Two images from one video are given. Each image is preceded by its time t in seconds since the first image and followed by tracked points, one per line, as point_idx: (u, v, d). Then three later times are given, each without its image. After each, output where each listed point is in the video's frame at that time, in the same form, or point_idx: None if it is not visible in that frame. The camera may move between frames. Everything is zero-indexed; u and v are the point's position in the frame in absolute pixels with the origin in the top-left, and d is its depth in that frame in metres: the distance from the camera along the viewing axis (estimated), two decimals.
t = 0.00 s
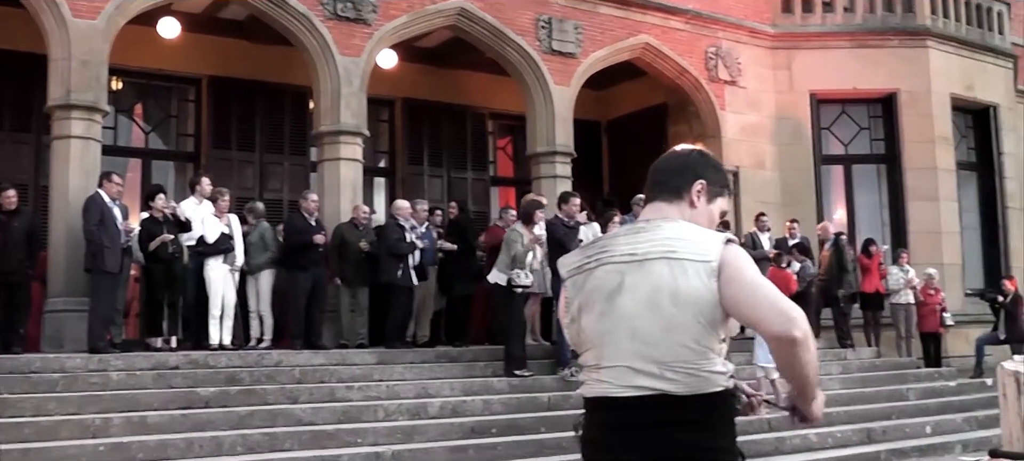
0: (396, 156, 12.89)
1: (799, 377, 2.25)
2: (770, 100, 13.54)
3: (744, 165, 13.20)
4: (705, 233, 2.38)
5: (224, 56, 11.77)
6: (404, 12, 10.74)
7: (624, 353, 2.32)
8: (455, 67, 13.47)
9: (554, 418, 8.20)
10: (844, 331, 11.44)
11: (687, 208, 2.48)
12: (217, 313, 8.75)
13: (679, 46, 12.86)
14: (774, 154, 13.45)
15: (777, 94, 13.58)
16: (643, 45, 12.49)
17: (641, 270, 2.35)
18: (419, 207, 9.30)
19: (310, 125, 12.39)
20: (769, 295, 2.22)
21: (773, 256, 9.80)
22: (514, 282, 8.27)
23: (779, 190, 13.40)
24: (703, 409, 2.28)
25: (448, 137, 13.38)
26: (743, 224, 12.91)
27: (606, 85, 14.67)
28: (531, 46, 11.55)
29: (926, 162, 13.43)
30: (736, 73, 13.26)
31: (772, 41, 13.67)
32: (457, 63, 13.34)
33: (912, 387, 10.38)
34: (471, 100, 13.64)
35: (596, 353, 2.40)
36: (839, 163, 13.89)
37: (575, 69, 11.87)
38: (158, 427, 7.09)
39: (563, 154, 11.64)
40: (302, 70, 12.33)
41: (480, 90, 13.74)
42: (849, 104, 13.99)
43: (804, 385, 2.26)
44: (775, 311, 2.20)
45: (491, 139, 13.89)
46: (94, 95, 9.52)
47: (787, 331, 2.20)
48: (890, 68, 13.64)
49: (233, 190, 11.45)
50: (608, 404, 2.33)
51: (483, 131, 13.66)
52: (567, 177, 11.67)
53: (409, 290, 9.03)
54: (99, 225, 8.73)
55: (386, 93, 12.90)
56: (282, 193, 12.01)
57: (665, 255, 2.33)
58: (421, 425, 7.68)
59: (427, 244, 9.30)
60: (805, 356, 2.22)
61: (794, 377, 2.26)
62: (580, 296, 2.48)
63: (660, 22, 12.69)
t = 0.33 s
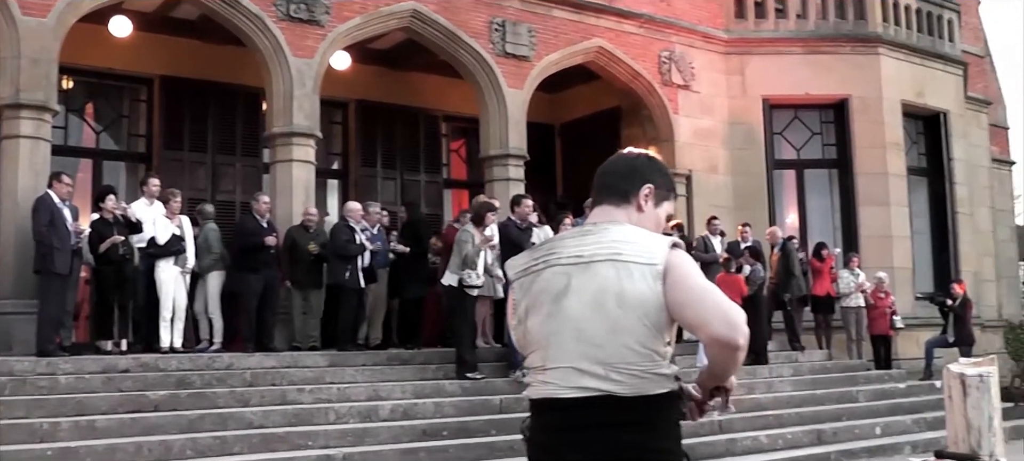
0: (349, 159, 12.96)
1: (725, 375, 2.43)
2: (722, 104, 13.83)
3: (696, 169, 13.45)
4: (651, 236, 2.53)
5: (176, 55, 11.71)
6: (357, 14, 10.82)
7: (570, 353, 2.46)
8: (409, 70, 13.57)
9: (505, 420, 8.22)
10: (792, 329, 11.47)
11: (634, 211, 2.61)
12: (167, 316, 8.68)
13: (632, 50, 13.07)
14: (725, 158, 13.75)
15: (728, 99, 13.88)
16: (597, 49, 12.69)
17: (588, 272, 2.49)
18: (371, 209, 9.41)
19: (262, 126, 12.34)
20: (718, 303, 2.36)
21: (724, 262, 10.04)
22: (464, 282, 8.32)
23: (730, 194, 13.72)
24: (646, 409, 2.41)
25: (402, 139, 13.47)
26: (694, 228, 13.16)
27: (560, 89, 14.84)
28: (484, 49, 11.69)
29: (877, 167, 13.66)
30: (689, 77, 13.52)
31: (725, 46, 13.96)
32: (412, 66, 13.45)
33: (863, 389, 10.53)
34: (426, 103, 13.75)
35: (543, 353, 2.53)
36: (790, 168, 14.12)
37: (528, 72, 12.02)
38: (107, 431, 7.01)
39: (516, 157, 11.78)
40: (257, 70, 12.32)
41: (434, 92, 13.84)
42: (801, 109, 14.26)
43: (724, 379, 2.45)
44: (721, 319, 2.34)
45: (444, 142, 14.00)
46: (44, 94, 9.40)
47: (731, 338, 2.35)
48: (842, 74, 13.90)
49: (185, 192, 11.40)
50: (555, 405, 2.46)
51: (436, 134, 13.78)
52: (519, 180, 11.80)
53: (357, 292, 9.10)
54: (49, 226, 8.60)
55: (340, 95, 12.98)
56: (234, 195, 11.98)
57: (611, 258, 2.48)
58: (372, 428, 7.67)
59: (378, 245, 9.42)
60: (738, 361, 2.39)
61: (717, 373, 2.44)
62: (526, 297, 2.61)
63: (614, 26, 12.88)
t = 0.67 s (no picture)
0: (296, 158, 13.03)
1: (660, 377, 2.51)
2: (670, 106, 14.16)
3: (643, 170, 13.72)
4: (587, 237, 2.58)
5: (122, 51, 11.65)
6: (304, 13, 10.98)
7: (507, 353, 2.50)
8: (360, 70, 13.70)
9: (450, 421, 8.25)
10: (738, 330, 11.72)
11: (571, 211, 2.67)
12: (111, 316, 8.60)
13: (581, 52, 13.34)
14: (673, 160, 14.08)
15: (674, 102, 14.21)
16: (545, 50, 12.97)
17: (524, 273, 2.54)
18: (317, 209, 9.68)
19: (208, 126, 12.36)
20: (651, 306, 2.42)
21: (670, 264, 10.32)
22: (403, 285, 8.61)
23: (676, 196, 14.06)
24: (583, 409, 2.47)
25: (349, 139, 13.58)
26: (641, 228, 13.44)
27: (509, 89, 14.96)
28: (433, 49, 11.89)
29: (824, 169, 14.18)
30: (636, 79, 13.82)
31: (673, 48, 14.31)
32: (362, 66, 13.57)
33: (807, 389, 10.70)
34: (377, 104, 13.90)
35: (480, 353, 2.58)
36: (738, 170, 14.51)
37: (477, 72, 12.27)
38: (48, 433, 6.92)
39: (463, 158, 11.99)
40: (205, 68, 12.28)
41: (382, 93, 13.95)
42: (749, 112, 14.64)
43: (662, 386, 2.54)
44: (651, 322, 2.41)
45: (392, 142, 14.11)
46: None
47: (661, 340, 2.42)
48: (788, 77, 14.29)
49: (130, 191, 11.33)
50: (492, 405, 2.50)
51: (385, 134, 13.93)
52: (466, 180, 11.99)
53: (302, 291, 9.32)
54: None
55: (289, 94, 13.03)
56: (179, 194, 11.92)
57: (547, 259, 2.53)
58: (316, 428, 7.67)
59: (323, 245, 9.71)
60: (670, 362, 2.47)
61: (651, 375, 2.51)
62: (465, 298, 2.66)
63: (561, 28, 13.16)
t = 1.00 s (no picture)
0: (243, 156, 12.93)
1: (611, 381, 2.53)
2: (618, 107, 14.28)
3: (592, 170, 13.82)
4: (548, 240, 2.60)
5: (68, 48, 11.48)
6: (251, 12, 10.94)
7: (466, 352, 2.52)
8: (309, 70, 13.64)
9: (396, 422, 8.27)
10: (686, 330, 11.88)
11: (530, 213, 2.68)
12: (54, 317, 8.46)
13: (530, 53, 13.42)
14: (621, 162, 14.19)
15: (622, 103, 14.33)
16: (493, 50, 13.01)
17: (485, 273, 2.55)
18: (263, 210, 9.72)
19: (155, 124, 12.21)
20: (610, 310, 2.45)
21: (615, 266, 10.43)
22: (345, 287, 8.73)
23: (625, 197, 14.18)
24: (540, 408, 2.49)
25: (297, 139, 13.52)
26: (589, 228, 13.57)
27: (456, 90, 15.03)
28: (380, 49, 11.93)
29: (771, 171, 14.38)
30: (585, 80, 13.92)
31: (622, 50, 14.41)
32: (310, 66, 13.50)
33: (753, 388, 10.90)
34: (325, 103, 13.82)
35: (437, 351, 2.58)
36: (685, 172, 14.74)
37: (424, 72, 12.32)
38: None
39: (410, 158, 12.06)
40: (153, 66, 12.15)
41: (330, 93, 13.89)
42: (696, 114, 14.82)
43: (611, 387, 2.55)
44: (609, 326, 2.44)
45: (340, 142, 14.09)
46: None
47: (620, 344, 2.44)
48: (734, 80, 14.51)
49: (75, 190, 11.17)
50: (450, 403, 2.51)
51: (333, 134, 13.87)
52: (414, 181, 12.06)
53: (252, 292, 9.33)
54: None
55: (235, 92, 12.91)
56: (125, 193, 11.80)
57: (508, 260, 2.55)
58: (260, 430, 7.63)
59: (269, 245, 9.64)
60: (623, 367, 2.48)
61: (604, 379, 2.53)
62: (423, 296, 2.66)
63: (510, 28, 13.22)
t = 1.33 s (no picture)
0: (193, 156, 12.78)
1: (591, 379, 2.58)
2: (569, 109, 14.37)
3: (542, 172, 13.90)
4: (535, 241, 2.66)
5: (13, 43, 11.23)
6: (201, 9, 10.83)
7: (449, 342, 2.53)
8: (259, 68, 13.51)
9: (345, 422, 8.28)
10: (634, 333, 12.13)
11: (513, 215, 2.73)
12: None
13: (482, 55, 13.45)
14: (571, 165, 14.27)
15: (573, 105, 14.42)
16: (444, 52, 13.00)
17: (474, 266, 2.58)
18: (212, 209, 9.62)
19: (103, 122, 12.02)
20: (598, 307, 2.52)
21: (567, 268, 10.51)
22: (293, 291, 8.73)
23: (576, 199, 14.25)
24: (515, 402, 2.51)
25: (247, 137, 13.37)
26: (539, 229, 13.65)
27: (407, 91, 15.02)
28: (331, 49, 11.88)
29: (721, 174, 14.58)
30: (536, 82, 13.98)
31: (573, 52, 14.50)
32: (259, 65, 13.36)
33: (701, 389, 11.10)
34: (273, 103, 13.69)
35: (416, 341, 2.59)
36: (636, 174, 14.86)
37: (374, 73, 12.27)
38: None
39: (361, 159, 12.01)
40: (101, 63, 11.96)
41: (280, 93, 13.78)
42: (647, 117, 14.97)
43: (589, 390, 2.60)
44: (599, 322, 2.50)
45: (290, 142, 13.99)
46: None
47: (607, 339, 2.51)
48: (685, 83, 14.68)
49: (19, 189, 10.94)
50: (427, 392, 2.51)
51: (283, 134, 13.76)
52: (364, 182, 12.02)
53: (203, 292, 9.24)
54: None
55: (184, 90, 12.75)
56: (73, 191, 11.58)
57: (497, 256, 2.59)
58: (207, 432, 7.55)
59: (218, 245, 9.75)
60: (607, 364, 2.54)
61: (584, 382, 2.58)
62: (407, 286, 2.67)
63: (462, 29, 13.24)
